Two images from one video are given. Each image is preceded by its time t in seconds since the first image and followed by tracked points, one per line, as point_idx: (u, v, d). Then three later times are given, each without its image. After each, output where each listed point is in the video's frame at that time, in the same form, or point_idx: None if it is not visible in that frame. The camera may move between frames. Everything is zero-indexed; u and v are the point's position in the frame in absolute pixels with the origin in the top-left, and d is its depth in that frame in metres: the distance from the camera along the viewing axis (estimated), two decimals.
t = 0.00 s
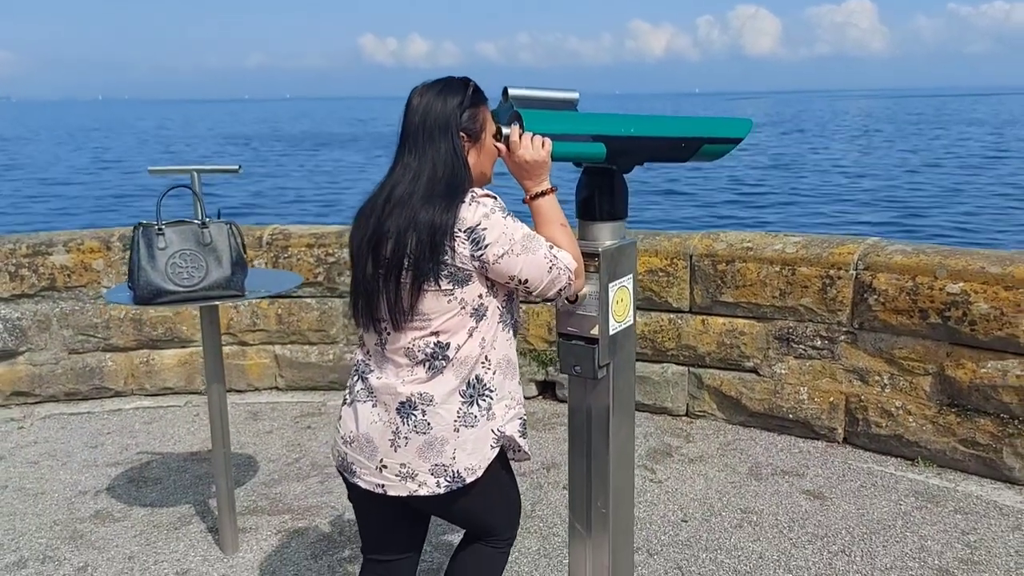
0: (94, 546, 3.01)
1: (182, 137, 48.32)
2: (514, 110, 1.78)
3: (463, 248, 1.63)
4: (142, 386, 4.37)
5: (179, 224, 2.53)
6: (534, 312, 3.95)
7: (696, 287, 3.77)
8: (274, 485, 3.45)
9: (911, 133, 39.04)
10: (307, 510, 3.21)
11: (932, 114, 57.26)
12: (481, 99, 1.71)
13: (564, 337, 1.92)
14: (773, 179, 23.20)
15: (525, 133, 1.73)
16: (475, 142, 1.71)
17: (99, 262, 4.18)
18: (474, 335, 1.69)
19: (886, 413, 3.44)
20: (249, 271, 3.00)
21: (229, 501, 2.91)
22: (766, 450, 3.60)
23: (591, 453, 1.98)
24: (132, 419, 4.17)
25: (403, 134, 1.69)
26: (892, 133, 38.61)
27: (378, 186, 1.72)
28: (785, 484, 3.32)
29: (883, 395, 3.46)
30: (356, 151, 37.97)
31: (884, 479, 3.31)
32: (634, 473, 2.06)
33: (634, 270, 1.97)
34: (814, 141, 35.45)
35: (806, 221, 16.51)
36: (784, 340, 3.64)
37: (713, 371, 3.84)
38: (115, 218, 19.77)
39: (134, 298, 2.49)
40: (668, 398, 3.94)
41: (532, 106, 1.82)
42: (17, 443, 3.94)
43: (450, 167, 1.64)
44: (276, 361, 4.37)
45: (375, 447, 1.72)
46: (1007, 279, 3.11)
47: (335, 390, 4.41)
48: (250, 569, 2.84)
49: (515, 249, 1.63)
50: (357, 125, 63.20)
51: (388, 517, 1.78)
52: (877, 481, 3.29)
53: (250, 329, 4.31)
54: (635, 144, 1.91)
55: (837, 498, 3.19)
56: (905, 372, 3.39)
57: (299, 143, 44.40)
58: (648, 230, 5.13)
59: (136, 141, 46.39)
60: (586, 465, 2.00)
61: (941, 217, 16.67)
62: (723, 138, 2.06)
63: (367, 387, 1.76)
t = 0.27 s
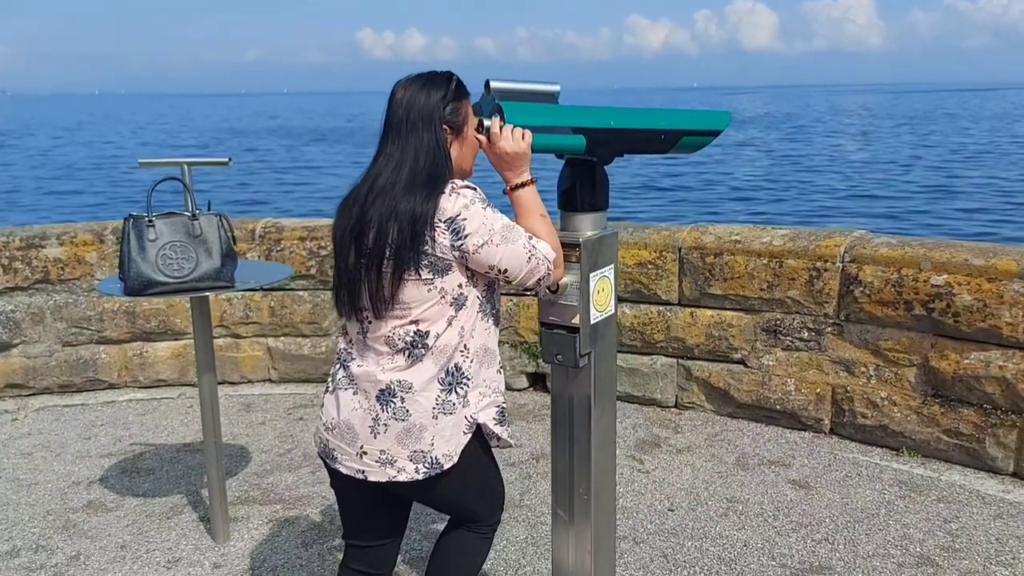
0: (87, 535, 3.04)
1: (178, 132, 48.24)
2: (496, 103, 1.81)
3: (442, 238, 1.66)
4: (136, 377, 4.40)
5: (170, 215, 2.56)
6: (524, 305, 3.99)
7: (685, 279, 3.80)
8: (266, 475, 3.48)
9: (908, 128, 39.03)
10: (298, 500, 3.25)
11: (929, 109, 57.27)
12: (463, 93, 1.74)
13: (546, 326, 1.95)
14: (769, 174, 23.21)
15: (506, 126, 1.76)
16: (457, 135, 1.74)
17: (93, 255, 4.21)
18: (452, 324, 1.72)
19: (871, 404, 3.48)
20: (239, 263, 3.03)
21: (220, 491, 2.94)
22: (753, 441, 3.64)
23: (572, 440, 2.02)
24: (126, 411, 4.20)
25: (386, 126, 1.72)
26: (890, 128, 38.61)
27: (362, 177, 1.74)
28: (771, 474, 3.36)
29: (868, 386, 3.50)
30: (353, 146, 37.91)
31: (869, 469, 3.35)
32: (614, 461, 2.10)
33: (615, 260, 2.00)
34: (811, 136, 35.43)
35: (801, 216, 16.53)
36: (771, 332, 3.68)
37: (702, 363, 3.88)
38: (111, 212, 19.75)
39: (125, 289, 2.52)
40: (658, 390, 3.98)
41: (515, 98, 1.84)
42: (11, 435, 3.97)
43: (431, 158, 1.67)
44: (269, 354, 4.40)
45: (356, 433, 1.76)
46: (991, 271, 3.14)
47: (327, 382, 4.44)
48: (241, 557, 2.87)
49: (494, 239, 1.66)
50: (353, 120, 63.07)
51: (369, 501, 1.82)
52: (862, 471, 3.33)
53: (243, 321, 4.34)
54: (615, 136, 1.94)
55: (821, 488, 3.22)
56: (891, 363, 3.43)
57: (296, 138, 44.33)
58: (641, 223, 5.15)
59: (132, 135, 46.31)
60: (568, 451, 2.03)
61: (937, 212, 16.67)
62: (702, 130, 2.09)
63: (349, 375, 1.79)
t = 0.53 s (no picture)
0: (80, 520, 3.07)
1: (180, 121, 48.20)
2: (481, 97, 1.83)
3: (425, 229, 1.69)
4: (132, 365, 4.42)
5: (163, 204, 2.58)
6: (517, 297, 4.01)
7: (678, 274, 3.82)
8: (259, 463, 3.51)
9: (911, 126, 38.96)
10: (290, 487, 3.28)
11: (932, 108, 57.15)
12: (448, 86, 1.76)
13: (532, 318, 1.98)
14: (770, 171, 23.20)
15: (489, 119, 1.78)
16: (442, 128, 1.76)
17: (90, 242, 4.23)
18: (435, 313, 1.75)
19: (860, 399, 3.51)
20: (234, 252, 3.05)
21: (212, 478, 2.97)
22: (742, 435, 3.67)
23: (556, 431, 2.04)
24: (122, 398, 4.23)
25: (372, 119, 1.74)
26: (892, 126, 38.55)
27: (347, 169, 1.77)
28: (759, 467, 3.39)
29: (858, 381, 3.53)
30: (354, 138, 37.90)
31: (856, 464, 3.38)
32: (599, 451, 2.12)
33: (601, 253, 2.02)
34: (814, 133, 35.39)
35: (802, 213, 16.52)
36: (762, 328, 3.71)
37: (694, 357, 3.90)
38: (112, 200, 19.78)
39: (120, 277, 2.54)
40: (649, 383, 4.00)
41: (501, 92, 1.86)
42: (7, 420, 4.00)
43: (415, 150, 1.70)
44: (264, 343, 4.42)
45: (340, 420, 1.78)
46: (979, 268, 3.17)
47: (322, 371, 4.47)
48: (232, 543, 2.90)
49: (476, 230, 1.68)
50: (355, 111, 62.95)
51: (353, 486, 1.85)
52: (849, 466, 3.36)
53: (239, 311, 4.36)
54: (602, 130, 1.96)
55: (809, 482, 3.25)
56: (880, 359, 3.46)
57: (297, 129, 44.28)
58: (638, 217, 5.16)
59: (133, 124, 46.27)
60: (552, 442, 2.06)
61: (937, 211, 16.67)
62: (688, 125, 2.11)
63: (334, 363, 1.82)
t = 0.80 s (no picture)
0: (85, 509, 3.11)
1: (188, 114, 48.32)
2: (479, 94, 1.86)
3: (423, 223, 1.72)
4: (138, 356, 4.47)
5: (169, 197, 2.61)
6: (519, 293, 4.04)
7: (679, 270, 3.85)
8: (262, 454, 3.55)
9: (920, 124, 38.83)
10: (293, 478, 3.31)
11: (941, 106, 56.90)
12: (448, 84, 1.79)
13: (529, 312, 2.01)
14: (777, 168, 23.16)
15: (486, 116, 1.81)
16: (441, 125, 1.79)
17: (97, 234, 4.27)
18: (434, 306, 1.78)
19: (859, 397, 3.53)
20: (238, 246, 3.08)
21: (216, 468, 3.01)
22: (742, 431, 3.69)
23: (552, 424, 2.07)
24: (127, 388, 4.27)
25: (373, 115, 1.77)
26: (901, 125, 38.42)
27: (348, 164, 1.80)
28: (758, 463, 3.41)
29: (857, 379, 3.54)
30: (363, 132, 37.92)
31: (854, 461, 3.40)
32: (594, 445, 2.15)
33: (598, 248, 2.05)
34: (822, 131, 35.30)
35: (808, 210, 16.51)
36: (763, 325, 3.73)
37: (694, 354, 3.92)
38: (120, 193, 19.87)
39: (125, 268, 2.57)
40: (650, 379, 4.02)
41: (499, 89, 1.89)
42: (13, 410, 4.04)
43: (415, 146, 1.73)
44: (269, 336, 4.46)
45: (340, 411, 1.81)
46: (978, 268, 3.18)
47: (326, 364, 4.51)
48: (234, 532, 2.94)
49: (473, 225, 1.71)
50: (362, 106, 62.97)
51: (352, 476, 1.88)
52: (847, 462, 3.38)
53: (244, 303, 4.40)
54: (599, 127, 1.98)
55: (806, 478, 3.27)
56: (879, 356, 3.47)
57: (305, 122, 44.34)
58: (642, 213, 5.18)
59: (141, 117, 46.40)
60: (548, 434, 2.09)
61: (944, 210, 16.62)
62: (687, 122, 2.13)
63: (335, 354, 1.85)
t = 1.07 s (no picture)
0: (120, 501, 3.18)
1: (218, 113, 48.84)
2: (505, 94, 1.88)
3: (449, 221, 1.74)
4: (171, 352, 4.54)
5: (202, 196, 2.66)
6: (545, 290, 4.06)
7: (706, 268, 3.84)
8: (292, 448, 3.60)
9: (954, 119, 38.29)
10: (322, 472, 3.36)
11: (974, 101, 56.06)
12: (474, 84, 1.81)
13: (555, 309, 2.03)
14: (807, 165, 22.96)
15: (511, 115, 1.84)
16: (468, 124, 1.81)
17: (131, 232, 4.35)
18: (460, 304, 1.80)
19: (888, 395, 3.51)
20: (269, 243, 3.13)
21: (247, 462, 3.06)
22: (769, 429, 3.69)
23: (577, 420, 2.09)
24: (160, 384, 4.36)
25: (401, 115, 1.80)
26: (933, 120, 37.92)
27: (377, 163, 1.83)
28: (785, 461, 3.41)
29: (886, 377, 3.53)
30: (391, 130, 38.08)
31: (882, 459, 3.38)
32: (619, 442, 2.17)
33: (623, 246, 2.06)
34: (852, 126, 34.94)
35: (838, 207, 16.36)
36: (791, 322, 3.72)
37: (721, 351, 3.92)
38: (152, 191, 20.15)
39: (160, 266, 2.63)
40: (677, 376, 4.03)
41: (523, 88, 1.92)
42: (51, 404, 4.13)
43: (441, 146, 1.75)
44: (299, 332, 4.52)
45: (369, 406, 1.85)
46: (1009, 266, 3.16)
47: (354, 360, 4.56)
48: (265, 525, 2.99)
49: (499, 222, 1.73)
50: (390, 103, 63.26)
51: (380, 470, 1.91)
52: (875, 461, 3.37)
53: (275, 300, 4.46)
54: (623, 125, 2.00)
55: (833, 476, 3.27)
56: (908, 355, 3.45)
57: (334, 120, 44.66)
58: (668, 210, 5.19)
59: (173, 115, 46.97)
60: (574, 431, 2.11)
61: (977, 207, 16.40)
62: (712, 121, 2.14)
63: (364, 350, 1.89)
